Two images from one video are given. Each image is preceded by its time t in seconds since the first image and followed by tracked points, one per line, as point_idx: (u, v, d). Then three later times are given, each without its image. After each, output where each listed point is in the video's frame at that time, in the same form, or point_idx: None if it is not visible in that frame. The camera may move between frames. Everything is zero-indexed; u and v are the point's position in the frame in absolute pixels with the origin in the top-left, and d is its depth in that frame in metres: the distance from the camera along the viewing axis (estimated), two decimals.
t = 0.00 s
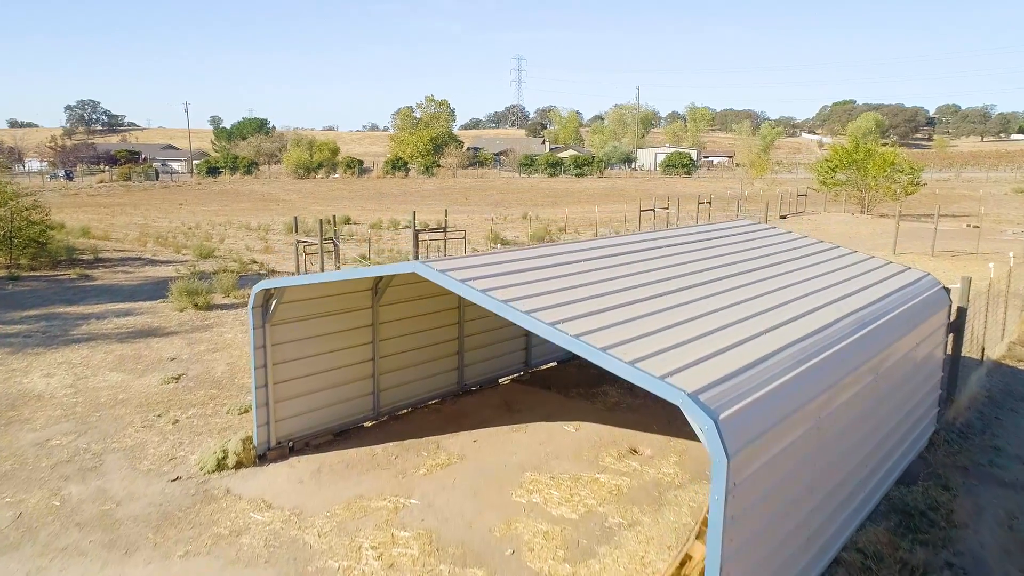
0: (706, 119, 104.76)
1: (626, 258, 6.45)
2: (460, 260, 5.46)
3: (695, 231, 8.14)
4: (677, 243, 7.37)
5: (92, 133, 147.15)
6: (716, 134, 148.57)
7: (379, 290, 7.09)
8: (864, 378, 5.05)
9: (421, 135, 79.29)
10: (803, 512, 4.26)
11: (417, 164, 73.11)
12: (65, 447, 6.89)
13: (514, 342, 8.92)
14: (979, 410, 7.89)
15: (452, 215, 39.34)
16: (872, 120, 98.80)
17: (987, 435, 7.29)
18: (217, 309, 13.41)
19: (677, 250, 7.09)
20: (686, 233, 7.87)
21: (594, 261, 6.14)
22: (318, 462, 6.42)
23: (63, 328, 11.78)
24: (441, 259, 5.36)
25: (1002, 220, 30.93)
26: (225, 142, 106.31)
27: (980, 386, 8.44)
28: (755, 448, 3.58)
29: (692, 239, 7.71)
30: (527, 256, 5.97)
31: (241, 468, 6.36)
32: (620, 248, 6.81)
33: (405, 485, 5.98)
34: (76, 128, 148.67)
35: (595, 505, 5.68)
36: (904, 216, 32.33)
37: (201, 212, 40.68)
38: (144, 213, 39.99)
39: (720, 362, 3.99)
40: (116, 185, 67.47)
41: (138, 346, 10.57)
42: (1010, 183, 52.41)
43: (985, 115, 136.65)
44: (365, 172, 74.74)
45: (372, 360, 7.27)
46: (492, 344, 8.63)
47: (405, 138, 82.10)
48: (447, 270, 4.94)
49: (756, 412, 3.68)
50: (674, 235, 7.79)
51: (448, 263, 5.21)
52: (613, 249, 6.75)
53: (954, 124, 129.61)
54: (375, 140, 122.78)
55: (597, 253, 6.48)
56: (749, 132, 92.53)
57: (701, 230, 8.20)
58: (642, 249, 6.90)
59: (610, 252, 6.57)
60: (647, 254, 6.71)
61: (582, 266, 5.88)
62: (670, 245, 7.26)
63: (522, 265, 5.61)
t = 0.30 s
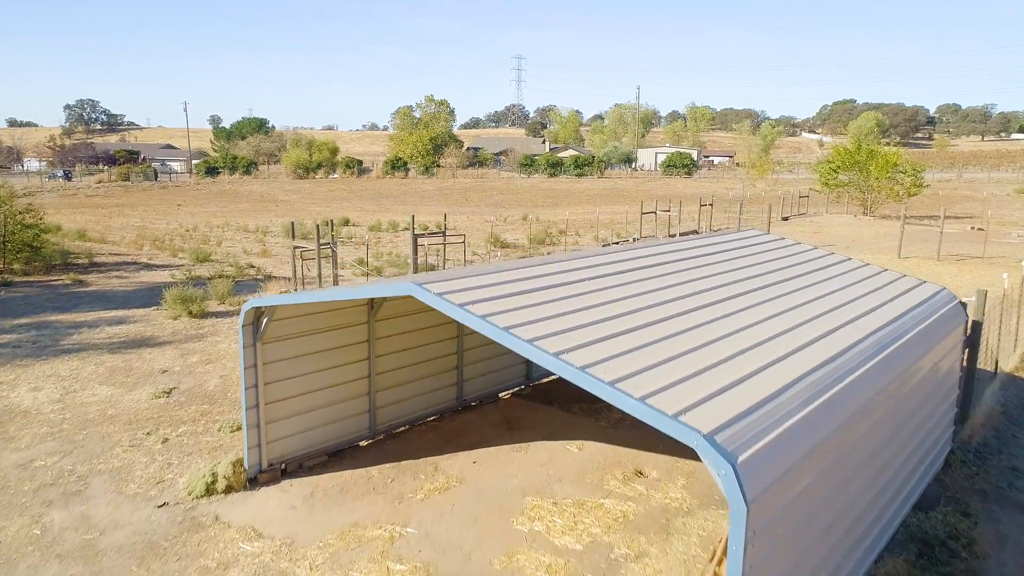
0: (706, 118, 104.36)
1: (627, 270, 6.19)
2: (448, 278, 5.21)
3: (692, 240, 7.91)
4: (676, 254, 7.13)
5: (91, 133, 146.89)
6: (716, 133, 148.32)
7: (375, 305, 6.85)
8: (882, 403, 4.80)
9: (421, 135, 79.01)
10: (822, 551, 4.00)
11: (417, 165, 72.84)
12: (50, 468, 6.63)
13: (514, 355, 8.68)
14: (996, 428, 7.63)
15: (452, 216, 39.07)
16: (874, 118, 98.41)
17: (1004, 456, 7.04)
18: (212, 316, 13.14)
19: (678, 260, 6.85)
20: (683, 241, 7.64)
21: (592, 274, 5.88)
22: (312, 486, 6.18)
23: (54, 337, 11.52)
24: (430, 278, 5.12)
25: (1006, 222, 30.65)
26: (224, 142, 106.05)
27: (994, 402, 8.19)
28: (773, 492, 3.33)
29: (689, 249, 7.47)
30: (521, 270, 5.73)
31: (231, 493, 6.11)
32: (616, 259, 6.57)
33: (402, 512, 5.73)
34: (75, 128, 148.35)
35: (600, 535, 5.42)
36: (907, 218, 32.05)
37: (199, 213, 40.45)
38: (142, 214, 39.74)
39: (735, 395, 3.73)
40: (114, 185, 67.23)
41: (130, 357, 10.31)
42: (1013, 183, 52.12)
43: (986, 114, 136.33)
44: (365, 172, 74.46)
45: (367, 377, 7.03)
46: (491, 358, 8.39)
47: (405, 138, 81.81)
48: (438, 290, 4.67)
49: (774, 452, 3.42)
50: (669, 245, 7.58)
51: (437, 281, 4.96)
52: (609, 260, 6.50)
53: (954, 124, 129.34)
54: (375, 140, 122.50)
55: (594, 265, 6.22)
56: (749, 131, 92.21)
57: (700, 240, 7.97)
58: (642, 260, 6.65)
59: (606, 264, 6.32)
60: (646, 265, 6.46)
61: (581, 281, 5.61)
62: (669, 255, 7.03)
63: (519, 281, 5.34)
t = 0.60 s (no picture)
0: (707, 117, 104.00)
1: (632, 287, 5.91)
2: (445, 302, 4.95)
3: (698, 254, 7.63)
4: (682, 269, 6.85)
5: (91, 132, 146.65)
6: (717, 132, 147.97)
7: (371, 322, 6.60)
8: (905, 433, 4.54)
9: (421, 135, 78.73)
10: None
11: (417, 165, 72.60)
12: (33, 491, 6.39)
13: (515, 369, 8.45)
14: (1014, 448, 7.38)
15: (452, 217, 38.80)
16: (876, 117, 98.10)
17: None
18: (207, 324, 12.88)
19: (685, 275, 6.58)
20: (686, 254, 7.37)
21: (596, 293, 5.61)
22: (305, 511, 5.94)
23: (45, 347, 11.27)
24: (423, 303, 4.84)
25: (1011, 223, 30.39)
26: (224, 141, 105.79)
27: (1010, 419, 7.92)
28: (797, 545, 3.07)
29: (694, 263, 7.20)
30: (522, 291, 5.46)
31: (220, 519, 5.87)
32: (620, 276, 6.30)
33: (398, 541, 5.49)
34: (75, 127, 147.96)
35: (606, 567, 5.18)
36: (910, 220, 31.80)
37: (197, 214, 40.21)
38: (140, 215, 39.49)
39: (755, 435, 3.46)
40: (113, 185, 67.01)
41: (121, 369, 10.06)
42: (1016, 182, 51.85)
43: (987, 112, 136.00)
44: (365, 172, 74.21)
45: (364, 396, 6.78)
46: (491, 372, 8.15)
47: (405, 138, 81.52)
48: (434, 315, 4.40)
49: (797, 500, 3.16)
50: (672, 259, 7.32)
51: (433, 306, 4.68)
52: (612, 277, 6.23)
53: (956, 123, 128.99)
54: (375, 140, 122.29)
55: (598, 283, 5.95)
56: (750, 130, 91.76)
57: (705, 254, 7.71)
58: (648, 276, 6.39)
59: (609, 281, 6.05)
60: (652, 282, 6.19)
61: (587, 300, 5.33)
62: (675, 270, 6.76)
63: (520, 303, 5.06)
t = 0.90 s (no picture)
0: (709, 116, 103.67)
1: (639, 305, 5.64)
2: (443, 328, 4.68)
3: (705, 271, 7.36)
4: (691, 285, 6.58)
5: (91, 130, 146.48)
6: (718, 131, 147.50)
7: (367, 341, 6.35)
8: (931, 467, 4.28)
9: (421, 134, 78.52)
10: None
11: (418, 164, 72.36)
12: (17, 516, 6.15)
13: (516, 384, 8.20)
14: None
15: (453, 218, 38.56)
16: (878, 116, 97.76)
17: None
18: (203, 332, 12.63)
19: (694, 292, 6.30)
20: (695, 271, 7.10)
21: (605, 313, 5.33)
22: (299, 540, 5.69)
23: (37, 357, 11.03)
24: (418, 331, 4.56)
25: (1017, 225, 30.12)
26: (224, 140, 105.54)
27: None
28: None
29: (702, 278, 6.93)
30: (524, 314, 5.19)
31: (209, 549, 5.62)
32: (625, 294, 6.03)
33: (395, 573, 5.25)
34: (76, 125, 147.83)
35: None
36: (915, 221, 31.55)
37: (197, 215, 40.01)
38: (140, 216, 39.26)
39: (780, 479, 3.19)
40: (113, 184, 66.77)
41: (113, 381, 9.83)
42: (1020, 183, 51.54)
43: (990, 111, 135.54)
44: (365, 172, 73.98)
45: (360, 416, 6.53)
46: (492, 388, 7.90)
47: (405, 137, 81.29)
48: (432, 344, 4.13)
49: (829, 558, 2.89)
50: (678, 276, 7.05)
51: (430, 333, 4.41)
52: (618, 296, 5.96)
53: (958, 122, 128.60)
54: (376, 139, 122.11)
55: (602, 303, 5.67)
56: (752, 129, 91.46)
57: (713, 270, 7.44)
58: (655, 293, 6.12)
59: (617, 300, 5.78)
60: (660, 299, 5.92)
61: (593, 322, 5.05)
62: (683, 287, 6.49)
63: (522, 326, 4.79)
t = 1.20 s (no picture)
0: (717, 115, 103.10)
1: (655, 326, 5.37)
2: (447, 358, 4.41)
3: (720, 287, 7.07)
4: (709, 302, 6.29)
5: (100, 129, 146.98)
6: (727, 129, 146.75)
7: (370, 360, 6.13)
8: (967, 509, 4.01)
9: (428, 133, 78.38)
10: None
11: (424, 163, 72.19)
12: (8, 541, 5.96)
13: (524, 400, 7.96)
14: None
15: (460, 219, 38.35)
16: (889, 114, 96.82)
17: None
18: (206, 340, 12.45)
19: (712, 309, 6.03)
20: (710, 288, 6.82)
21: (619, 336, 5.05)
22: (298, 570, 5.47)
23: (37, 365, 10.87)
24: (421, 361, 4.31)
25: None
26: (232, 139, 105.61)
27: None
28: None
29: (719, 295, 6.64)
30: (535, 339, 4.92)
31: None
32: (641, 314, 5.75)
33: None
34: (85, 124, 148.37)
35: None
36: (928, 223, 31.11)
37: (203, 215, 39.94)
38: (147, 216, 39.22)
39: (811, 533, 2.92)
40: (121, 184, 66.87)
41: (113, 393, 9.65)
42: None
43: (1002, 109, 134.24)
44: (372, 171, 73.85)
45: (363, 437, 6.31)
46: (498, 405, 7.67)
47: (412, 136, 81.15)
48: (436, 379, 3.88)
49: None
50: (693, 293, 6.76)
51: (434, 365, 4.15)
52: (634, 316, 5.68)
53: (969, 121, 127.47)
54: (383, 138, 122.07)
55: (615, 324, 5.40)
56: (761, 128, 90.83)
57: (729, 284, 7.16)
58: (671, 312, 5.85)
59: (631, 321, 5.51)
60: (676, 318, 5.65)
61: (607, 346, 4.78)
62: (701, 304, 6.21)
63: (532, 354, 4.53)
